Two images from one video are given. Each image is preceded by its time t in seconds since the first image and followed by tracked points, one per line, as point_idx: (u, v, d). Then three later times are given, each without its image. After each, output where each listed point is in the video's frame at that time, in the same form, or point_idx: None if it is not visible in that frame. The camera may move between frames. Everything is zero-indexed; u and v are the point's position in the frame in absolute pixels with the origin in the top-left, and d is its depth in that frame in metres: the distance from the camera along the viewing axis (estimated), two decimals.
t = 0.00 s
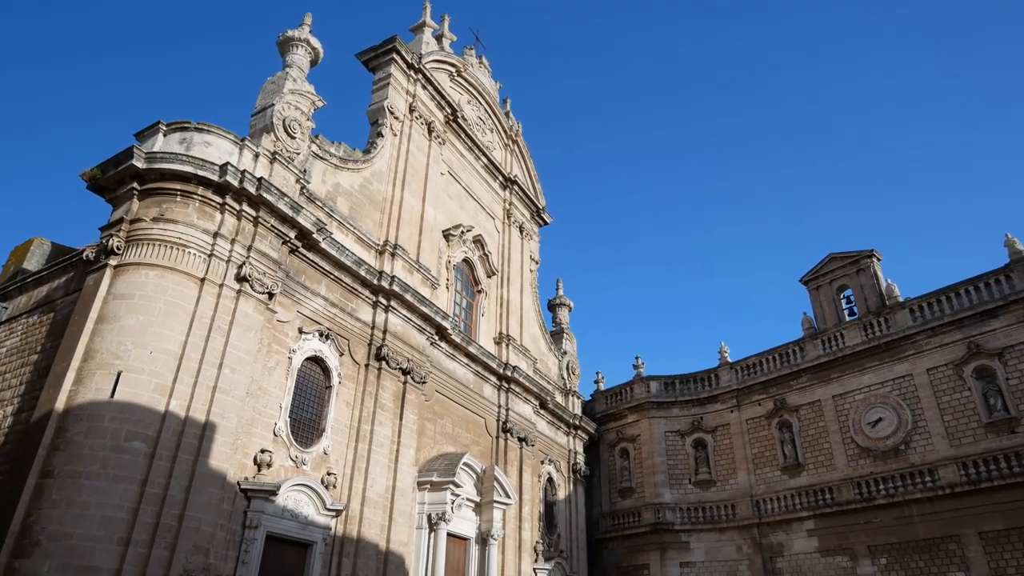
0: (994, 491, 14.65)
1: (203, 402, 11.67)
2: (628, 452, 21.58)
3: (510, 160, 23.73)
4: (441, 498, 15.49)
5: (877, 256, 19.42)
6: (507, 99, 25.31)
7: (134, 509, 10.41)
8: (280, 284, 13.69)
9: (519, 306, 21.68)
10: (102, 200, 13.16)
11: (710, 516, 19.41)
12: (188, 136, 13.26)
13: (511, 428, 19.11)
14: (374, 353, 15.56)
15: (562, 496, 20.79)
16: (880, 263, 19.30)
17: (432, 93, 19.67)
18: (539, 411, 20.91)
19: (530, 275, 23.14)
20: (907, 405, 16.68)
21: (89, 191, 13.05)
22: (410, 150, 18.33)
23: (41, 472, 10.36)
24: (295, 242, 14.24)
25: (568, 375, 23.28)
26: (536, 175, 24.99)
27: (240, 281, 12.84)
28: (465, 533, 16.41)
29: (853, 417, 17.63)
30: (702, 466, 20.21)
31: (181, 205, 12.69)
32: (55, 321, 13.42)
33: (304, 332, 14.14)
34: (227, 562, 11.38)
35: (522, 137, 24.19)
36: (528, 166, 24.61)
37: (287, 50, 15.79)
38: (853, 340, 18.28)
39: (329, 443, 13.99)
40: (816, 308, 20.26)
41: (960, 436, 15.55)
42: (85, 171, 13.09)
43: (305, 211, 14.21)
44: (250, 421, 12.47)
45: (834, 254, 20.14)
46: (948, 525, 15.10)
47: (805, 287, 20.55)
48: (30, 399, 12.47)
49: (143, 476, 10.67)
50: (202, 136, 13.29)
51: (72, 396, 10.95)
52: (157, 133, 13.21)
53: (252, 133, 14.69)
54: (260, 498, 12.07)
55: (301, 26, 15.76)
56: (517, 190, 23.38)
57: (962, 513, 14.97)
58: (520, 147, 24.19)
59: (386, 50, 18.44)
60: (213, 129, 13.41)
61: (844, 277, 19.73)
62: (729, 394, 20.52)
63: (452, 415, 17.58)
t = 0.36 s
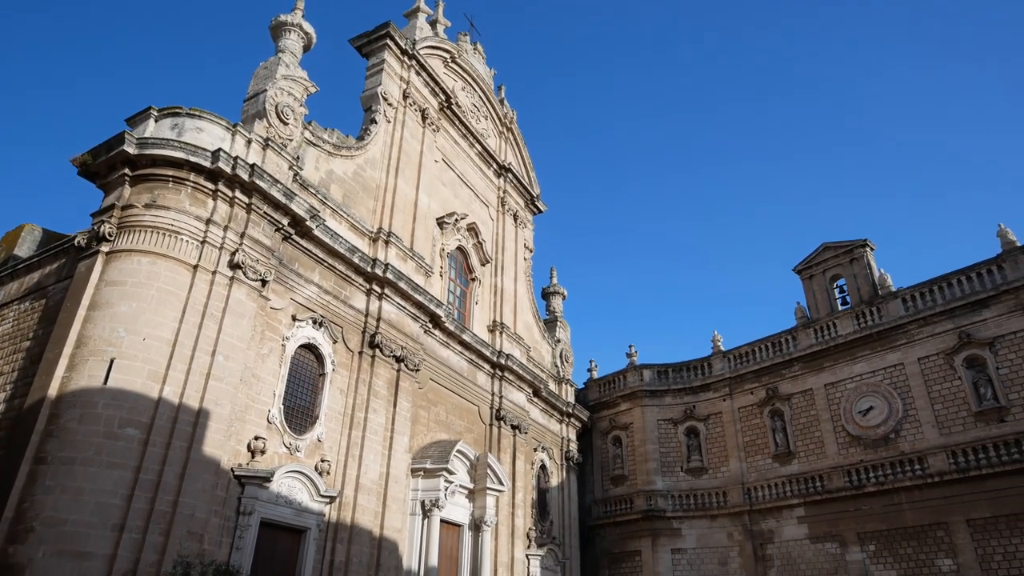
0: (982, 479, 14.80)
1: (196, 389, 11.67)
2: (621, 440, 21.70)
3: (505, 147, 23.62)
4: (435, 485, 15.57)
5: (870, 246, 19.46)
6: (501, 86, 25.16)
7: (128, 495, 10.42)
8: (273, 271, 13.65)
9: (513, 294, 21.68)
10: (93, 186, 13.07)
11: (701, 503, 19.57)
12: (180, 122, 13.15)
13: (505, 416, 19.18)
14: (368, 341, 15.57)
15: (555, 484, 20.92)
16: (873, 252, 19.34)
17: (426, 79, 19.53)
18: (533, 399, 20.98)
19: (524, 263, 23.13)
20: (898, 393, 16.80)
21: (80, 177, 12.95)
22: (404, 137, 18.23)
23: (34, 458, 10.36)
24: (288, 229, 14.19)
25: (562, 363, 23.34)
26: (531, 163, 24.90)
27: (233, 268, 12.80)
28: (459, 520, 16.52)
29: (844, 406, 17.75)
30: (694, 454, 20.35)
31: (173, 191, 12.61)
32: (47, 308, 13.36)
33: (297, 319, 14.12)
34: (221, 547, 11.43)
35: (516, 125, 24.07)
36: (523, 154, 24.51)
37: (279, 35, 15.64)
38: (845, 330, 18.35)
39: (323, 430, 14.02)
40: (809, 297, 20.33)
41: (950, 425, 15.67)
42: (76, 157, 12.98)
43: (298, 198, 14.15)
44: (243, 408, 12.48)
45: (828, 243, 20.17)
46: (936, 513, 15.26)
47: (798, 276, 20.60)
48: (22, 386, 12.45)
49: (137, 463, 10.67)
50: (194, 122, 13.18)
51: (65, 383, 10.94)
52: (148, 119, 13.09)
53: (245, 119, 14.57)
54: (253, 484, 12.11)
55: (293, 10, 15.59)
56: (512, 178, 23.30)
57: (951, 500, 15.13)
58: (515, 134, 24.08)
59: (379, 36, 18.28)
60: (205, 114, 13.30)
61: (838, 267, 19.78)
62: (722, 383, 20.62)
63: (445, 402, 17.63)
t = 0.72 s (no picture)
0: (973, 463, 14.96)
1: (192, 374, 11.66)
2: (616, 425, 21.84)
3: (501, 131, 23.46)
4: (430, 469, 15.67)
5: (866, 232, 19.46)
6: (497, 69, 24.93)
7: (125, 479, 10.45)
8: (267, 256, 13.59)
9: (508, 279, 21.66)
10: (86, 169, 12.95)
11: (695, 487, 19.75)
12: (172, 105, 13.00)
13: (500, 400, 19.26)
14: (363, 326, 15.56)
15: (550, 468, 21.07)
16: (868, 238, 19.35)
17: (422, 62, 19.33)
18: (529, 383, 21.06)
19: (520, 248, 23.07)
20: (891, 379, 16.91)
21: (72, 160, 12.83)
22: (399, 120, 18.08)
23: (30, 442, 10.37)
24: (283, 213, 14.11)
25: (557, 348, 23.40)
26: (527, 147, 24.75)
27: (228, 252, 12.74)
28: (454, 503, 16.65)
29: (838, 391, 17.87)
30: (688, 438, 20.50)
31: (167, 175, 12.50)
32: (41, 292, 13.30)
33: (292, 304, 14.09)
34: (218, 531, 11.51)
35: (512, 109, 23.89)
36: (519, 138, 24.36)
37: (272, 16, 15.43)
38: (840, 315, 18.41)
39: (319, 414, 14.05)
40: (804, 283, 20.36)
41: (942, 410, 15.80)
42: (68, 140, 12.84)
43: (292, 182, 14.05)
44: (239, 393, 12.49)
45: (824, 229, 20.17)
46: (927, 496, 15.43)
47: (794, 262, 20.61)
48: (17, 370, 12.42)
49: (134, 446, 10.70)
50: (187, 104, 13.04)
51: (60, 367, 10.92)
52: (140, 101, 12.93)
53: (238, 102, 14.41)
54: (250, 468, 12.16)
55: None
56: (508, 162, 23.17)
57: (941, 484, 15.29)
58: (511, 118, 23.91)
59: (374, 18, 18.06)
60: (198, 97, 13.15)
61: (833, 253, 19.80)
62: (717, 368, 20.71)
63: (441, 387, 17.69)
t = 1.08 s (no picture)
0: (962, 444, 15.16)
1: (186, 356, 11.61)
2: (610, 407, 22.00)
3: (496, 112, 23.27)
4: (426, 451, 15.75)
5: (861, 215, 19.50)
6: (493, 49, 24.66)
7: (120, 461, 10.44)
8: (261, 238, 13.50)
9: (504, 261, 21.62)
10: (75, 149, 12.76)
11: (688, 468, 19.95)
12: (163, 84, 12.79)
13: (495, 382, 19.33)
14: (358, 308, 15.51)
15: (545, 449, 21.21)
16: (863, 221, 19.40)
17: (416, 41, 19.09)
18: (524, 365, 21.12)
19: (516, 230, 23.00)
20: (883, 361, 17.07)
21: (61, 140, 12.63)
22: (393, 101, 17.89)
23: (24, 425, 10.34)
24: (276, 195, 13.99)
25: (553, 331, 23.44)
26: (522, 128, 24.57)
27: (221, 234, 12.62)
28: (450, 484, 16.77)
29: (830, 373, 18.02)
30: (682, 420, 20.67)
31: (158, 155, 12.33)
32: (32, 274, 13.16)
33: (287, 286, 14.02)
34: (214, 512, 11.55)
35: (508, 90, 23.67)
36: (515, 119, 24.17)
37: None
38: (834, 299, 18.51)
39: (314, 396, 14.05)
40: (799, 266, 20.43)
41: (933, 391, 15.97)
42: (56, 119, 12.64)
43: (286, 163, 13.92)
44: (233, 375, 12.47)
45: (819, 212, 20.19)
46: (916, 477, 15.65)
47: (789, 245, 20.67)
48: (9, 353, 12.33)
49: (129, 429, 10.67)
50: (178, 83, 12.83)
51: (53, 349, 10.85)
52: (130, 80, 12.72)
53: (229, 81, 14.20)
54: (245, 450, 12.17)
55: None
56: (503, 143, 23.01)
57: (931, 465, 15.51)
58: (506, 99, 23.70)
59: None
60: (189, 76, 12.95)
61: (828, 236, 19.85)
62: (711, 350, 20.84)
63: (436, 369, 17.71)
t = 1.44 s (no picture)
0: (946, 423, 15.41)
1: (175, 333, 11.51)
2: (601, 385, 22.15)
3: (489, 88, 23.00)
4: (418, 429, 15.80)
5: (853, 196, 19.56)
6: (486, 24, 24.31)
7: (109, 438, 10.38)
8: (251, 214, 13.33)
9: (496, 240, 21.52)
10: (59, 122, 12.48)
11: (677, 446, 20.18)
12: (148, 56, 12.50)
13: (487, 361, 19.37)
14: (349, 286, 15.42)
15: (536, 427, 21.34)
16: (855, 203, 19.47)
17: (408, 15, 18.76)
18: (515, 344, 21.16)
19: (508, 209, 22.88)
20: (871, 341, 17.25)
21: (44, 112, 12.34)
22: (385, 76, 17.62)
23: (12, 401, 10.24)
24: (266, 170, 13.79)
25: (544, 310, 23.47)
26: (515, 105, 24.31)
27: (209, 210, 12.45)
28: (441, 462, 16.86)
29: (819, 352, 18.21)
30: (672, 399, 20.86)
31: (144, 129, 12.08)
32: (16, 250, 12.95)
33: (277, 264, 13.89)
34: (206, 489, 11.55)
35: (501, 66, 23.37)
36: (507, 96, 23.90)
37: None
38: (823, 279, 18.64)
39: (305, 374, 14.00)
40: (790, 247, 20.52)
41: (918, 371, 16.20)
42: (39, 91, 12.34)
43: (275, 138, 13.70)
44: (223, 352, 12.39)
45: (811, 192, 20.24)
46: (900, 455, 15.93)
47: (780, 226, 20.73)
48: None
49: (118, 406, 10.59)
50: (163, 55, 12.54)
51: (39, 326, 10.71)
52: (115, 51, 12.42)
53: (217, 53, 13.91)
54: (236, 427, 12.15)
55: None
56: (496, 121, 22.79)
57: (915, 443, 15.78)
58: (499, 75, 23.41)
59: None
60: (174, 48, 12.65)
61: (820, 216, 19.92)
62: (702, 330, 20.97)
63: (428, 347, 17.70)
